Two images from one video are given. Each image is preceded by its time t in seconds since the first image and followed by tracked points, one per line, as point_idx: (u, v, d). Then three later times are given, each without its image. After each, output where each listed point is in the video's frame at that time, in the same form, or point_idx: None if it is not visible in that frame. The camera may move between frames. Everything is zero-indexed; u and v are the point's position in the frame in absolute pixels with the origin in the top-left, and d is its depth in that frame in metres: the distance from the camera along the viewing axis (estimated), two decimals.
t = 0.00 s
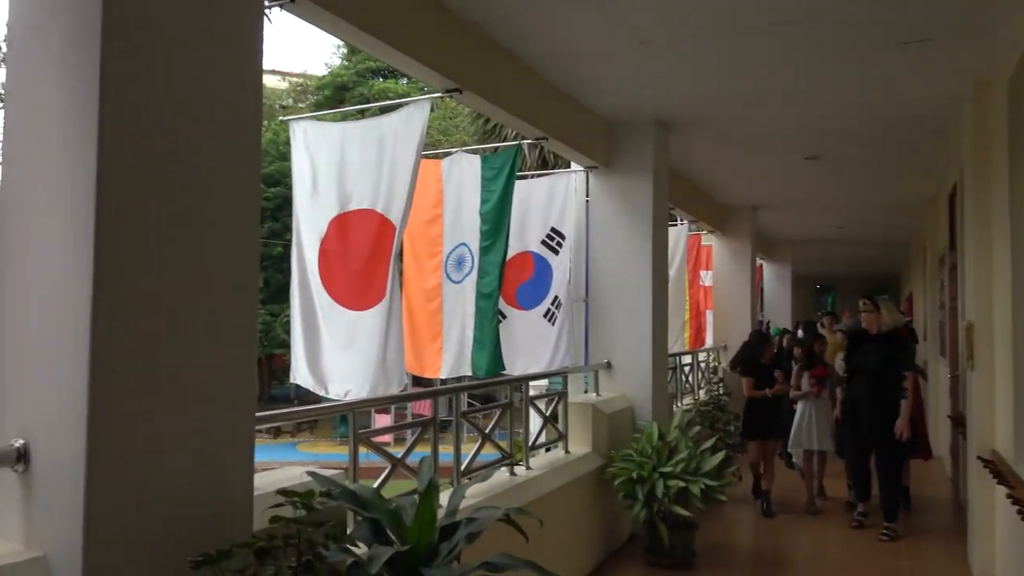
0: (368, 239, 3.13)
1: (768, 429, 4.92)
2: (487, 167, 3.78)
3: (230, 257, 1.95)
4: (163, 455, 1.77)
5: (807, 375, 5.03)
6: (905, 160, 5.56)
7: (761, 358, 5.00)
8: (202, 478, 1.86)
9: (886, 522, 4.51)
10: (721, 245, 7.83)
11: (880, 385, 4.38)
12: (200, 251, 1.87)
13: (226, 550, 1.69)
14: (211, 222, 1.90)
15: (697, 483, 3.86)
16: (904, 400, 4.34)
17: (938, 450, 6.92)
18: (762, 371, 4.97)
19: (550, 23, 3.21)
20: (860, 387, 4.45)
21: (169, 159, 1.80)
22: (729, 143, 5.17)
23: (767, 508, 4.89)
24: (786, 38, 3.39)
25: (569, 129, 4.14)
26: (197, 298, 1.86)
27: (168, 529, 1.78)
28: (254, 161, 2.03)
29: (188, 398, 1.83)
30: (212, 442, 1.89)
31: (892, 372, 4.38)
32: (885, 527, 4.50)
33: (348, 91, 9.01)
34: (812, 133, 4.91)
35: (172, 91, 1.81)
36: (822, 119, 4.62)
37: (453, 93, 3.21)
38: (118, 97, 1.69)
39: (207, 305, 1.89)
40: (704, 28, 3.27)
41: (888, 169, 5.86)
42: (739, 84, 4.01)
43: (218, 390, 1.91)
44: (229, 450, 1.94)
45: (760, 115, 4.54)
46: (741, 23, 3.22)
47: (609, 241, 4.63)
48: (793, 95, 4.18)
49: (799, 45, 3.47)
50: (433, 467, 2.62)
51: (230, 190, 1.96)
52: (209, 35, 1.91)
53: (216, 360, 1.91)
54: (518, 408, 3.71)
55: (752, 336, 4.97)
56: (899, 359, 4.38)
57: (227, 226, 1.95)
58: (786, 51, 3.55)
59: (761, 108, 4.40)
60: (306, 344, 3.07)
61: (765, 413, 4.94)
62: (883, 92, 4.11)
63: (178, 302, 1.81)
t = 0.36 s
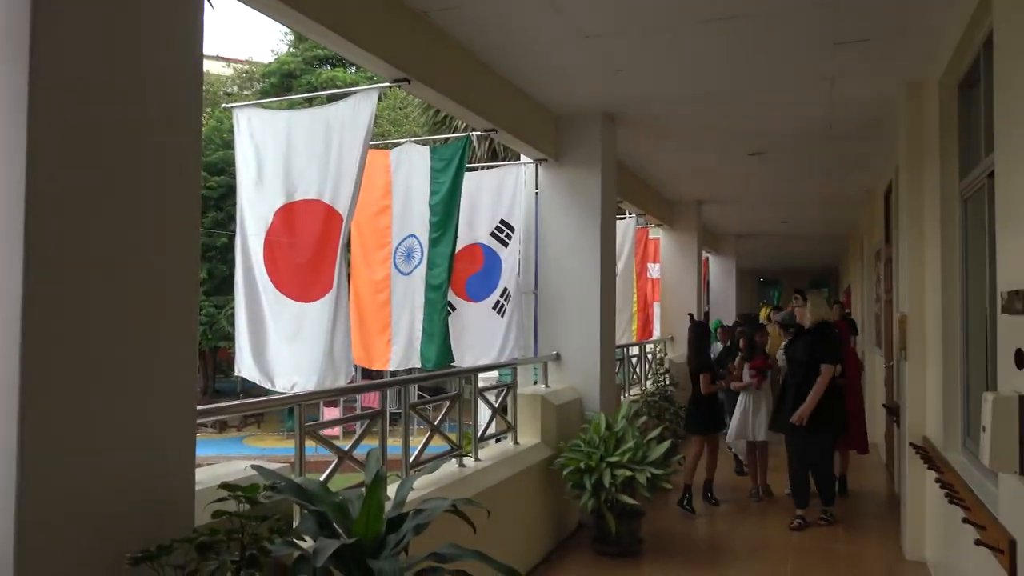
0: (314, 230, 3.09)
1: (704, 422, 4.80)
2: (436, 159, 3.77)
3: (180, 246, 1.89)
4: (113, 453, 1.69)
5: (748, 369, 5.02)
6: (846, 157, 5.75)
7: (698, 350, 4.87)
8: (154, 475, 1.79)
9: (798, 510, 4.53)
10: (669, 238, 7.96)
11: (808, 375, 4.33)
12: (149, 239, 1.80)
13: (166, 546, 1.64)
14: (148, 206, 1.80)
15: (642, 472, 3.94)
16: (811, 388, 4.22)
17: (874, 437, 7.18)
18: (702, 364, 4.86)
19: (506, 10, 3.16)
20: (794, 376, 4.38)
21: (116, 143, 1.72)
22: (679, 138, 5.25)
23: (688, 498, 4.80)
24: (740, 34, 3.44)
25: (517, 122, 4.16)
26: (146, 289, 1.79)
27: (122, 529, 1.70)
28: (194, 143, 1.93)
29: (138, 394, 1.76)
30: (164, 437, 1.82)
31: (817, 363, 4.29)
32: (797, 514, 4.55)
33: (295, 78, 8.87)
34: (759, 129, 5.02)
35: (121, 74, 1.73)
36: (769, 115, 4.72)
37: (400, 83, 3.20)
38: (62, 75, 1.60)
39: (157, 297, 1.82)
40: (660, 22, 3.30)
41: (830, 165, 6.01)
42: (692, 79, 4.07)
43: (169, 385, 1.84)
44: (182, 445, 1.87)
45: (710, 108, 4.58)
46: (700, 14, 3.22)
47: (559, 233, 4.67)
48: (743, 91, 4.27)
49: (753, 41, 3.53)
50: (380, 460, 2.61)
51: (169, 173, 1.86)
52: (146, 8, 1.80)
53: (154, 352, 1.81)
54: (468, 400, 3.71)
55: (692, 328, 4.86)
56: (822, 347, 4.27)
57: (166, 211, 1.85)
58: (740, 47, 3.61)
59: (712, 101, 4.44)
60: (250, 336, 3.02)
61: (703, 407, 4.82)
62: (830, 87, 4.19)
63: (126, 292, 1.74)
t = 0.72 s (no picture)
0: (285, 224, 3.07)
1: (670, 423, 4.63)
2: (409, 152, 3.75)
3: (150, 239, 1.87)
4: (82, 448, 1.68)
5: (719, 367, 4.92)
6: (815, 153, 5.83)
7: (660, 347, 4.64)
8: (125, 471, 1.77)
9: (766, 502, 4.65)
10: (642, 232, 8.01)
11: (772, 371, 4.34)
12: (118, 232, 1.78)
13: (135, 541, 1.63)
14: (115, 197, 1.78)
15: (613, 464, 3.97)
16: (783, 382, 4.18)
17: (842, 428, 7.31)
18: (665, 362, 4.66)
19: (478, 3, 3.16)
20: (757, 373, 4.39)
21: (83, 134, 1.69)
22: (652, 133, 5.28)
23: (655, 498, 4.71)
24: (712, 30, 3.47)
25: (490, 115, 4.16)
26: (115, 282, 1.77)
27: (93, 524, 1.68)
28: (161, 134, 1.91)
29: (108, 389, 1.74)
30: (136, 431, 1.81)
31: (781, 358, 4.30)
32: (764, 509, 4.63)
33: (266, 70, 8.83)
34: (731, 124, 5.08)
35: (87, 63, 1.70)
36: (741, 111, 4.77)
37: (372, 76, 3.18)
38: (24, 63, 1.57)
39: (126, 291, 1.80)
40: (633, 17, 3.32)
41: (798, 160, 6.10)
42: (666, 75, 4.10)
43: (139, 379, 1.83)
44: (152, 441, 1.86)
45: (681, 103, 4.63)
46: (672, 10, 3.25)
47: (532, 227, 4.68)
48: (715, 87, 4.31)
49: (725, 37, 3.56)
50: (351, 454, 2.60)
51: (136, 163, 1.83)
52: None
53: (121, 345, 1.79)
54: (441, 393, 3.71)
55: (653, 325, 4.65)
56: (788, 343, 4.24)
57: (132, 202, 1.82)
58: (712, 43, 3.64)
59: (684, 95, 4.48)
60: (221, 330, 2.99)
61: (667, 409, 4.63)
62: (799, 84, 4.26)
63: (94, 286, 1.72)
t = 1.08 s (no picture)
0: (257, 216, 3.05)
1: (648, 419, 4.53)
2: (383, 145, 3.75)
3: (116, 232, 1.84)
4: (48, 443, 1.65)
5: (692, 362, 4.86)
6: (787, 148, 5.90)
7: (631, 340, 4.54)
8: (93, 465, 1.75)
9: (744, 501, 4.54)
10: (617, 226, 8.06)
11: (750, 361, 4.33)
12: (82, 225, 1.75)
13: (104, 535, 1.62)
14: (83, 187, 1.75)
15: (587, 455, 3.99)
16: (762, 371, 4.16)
17: (811, 419, 7.43)
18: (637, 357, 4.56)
19: None
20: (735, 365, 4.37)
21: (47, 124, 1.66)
22: (626, 126, 5.31)
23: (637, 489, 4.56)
24: (686, 25, 3.50)
25: (464, 108, 4.16)
26: (81, 275, 1.75)
27: (59, 519, 1.66)
28: (129, 124, 1.88)
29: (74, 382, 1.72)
30: (103, 424, 1.79)
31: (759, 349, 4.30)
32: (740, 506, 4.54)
33: (239, 60, 8.75)
34: (705, 119, 5.13)
35: (52, 51, 1.67)
36: (714, 106, 4.82)
37: (345, 67, 3.17)
38: None
39: (92, 285, 1.78)
40: (607, 11, 3.33)
41: (770, 154, 6.18)
42: (641, 69, 4.13)
43: (106, 373, 1.80)
44: (120, 433, 1.84)
45: (655, 98, 4.66)
46: (647, 4, 3.27)
47: (508, 220, 4.68)
48: (689, 81, 4.34)
49: (698, 32, 3.59)
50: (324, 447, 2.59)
51: (104, 153, 1.81)
52: None
53: (89, 338, 1.77)
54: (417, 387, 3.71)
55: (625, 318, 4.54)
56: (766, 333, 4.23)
57: (100, 192, 1.80)
58: (686, 38, 3.67)
59: (657, 90, 4.51)
60: (192, 323, 2.96)
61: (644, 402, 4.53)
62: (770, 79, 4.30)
63: (59, 279, 1.69)
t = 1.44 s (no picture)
0: (230, 209, 3.02)
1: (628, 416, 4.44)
2: (357, 137, 3.70)
3: (86, 225, 1.82)
4: (18, 437, 1.63)
5: (660, 357, 4.77)
6: (760, 141, 5.96)
7: (607, 336, 4.55)
8: (63, 460, 1.73)
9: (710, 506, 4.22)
10: (593, 219, 8.08)
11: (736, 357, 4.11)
12: (52, 217, 1.72)
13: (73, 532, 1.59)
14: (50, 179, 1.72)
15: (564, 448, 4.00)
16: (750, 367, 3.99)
17: (785, 410, 7.53)
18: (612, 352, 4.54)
19: None
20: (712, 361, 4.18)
21: (14, 115, 1.64)
22: (601, 120, 5.33)
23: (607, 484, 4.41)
24: (660, 19, 3.52)
25: (439, 101, 4.14)
26: (50, 267, 1.72)
27: (27, 516, 1.64)
28: (97, 114, 1.85)
29: (43, 377, 1.70)
30: (73, 420, 1.76)
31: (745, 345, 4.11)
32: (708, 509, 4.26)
33: (210, 51, 8.65)
34: (680, 113, 5.16)
35: (20, 40, 1.65)
36: (689, 99, 4.85)
37: (318, 59, 3.14)
38: None
39: (62, 277, 1.75)
40: (582, 4, 3.34)
41: (744, 148, 6.24)
42: (616, 62, 4.14)
43: (77, 367, 1.78)
44: (90, 429, 1.81)
45: (630, 91, 4.67)
46: None
47: (483, 213, 4.68)
48: (664, 75, 4.36)
49: (673, 26, 3.61)
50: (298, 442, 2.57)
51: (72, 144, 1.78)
52: None
53: (57, 331, 1.74)
54: (393, 381, 3.70)
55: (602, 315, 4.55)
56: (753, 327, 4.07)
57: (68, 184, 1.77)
58: (661, 31, 3.69)
59: (632, 83, 4.52)
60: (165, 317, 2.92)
61: (624, 397, 4.48)
62: (744, 73, 4.34)
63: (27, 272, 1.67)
